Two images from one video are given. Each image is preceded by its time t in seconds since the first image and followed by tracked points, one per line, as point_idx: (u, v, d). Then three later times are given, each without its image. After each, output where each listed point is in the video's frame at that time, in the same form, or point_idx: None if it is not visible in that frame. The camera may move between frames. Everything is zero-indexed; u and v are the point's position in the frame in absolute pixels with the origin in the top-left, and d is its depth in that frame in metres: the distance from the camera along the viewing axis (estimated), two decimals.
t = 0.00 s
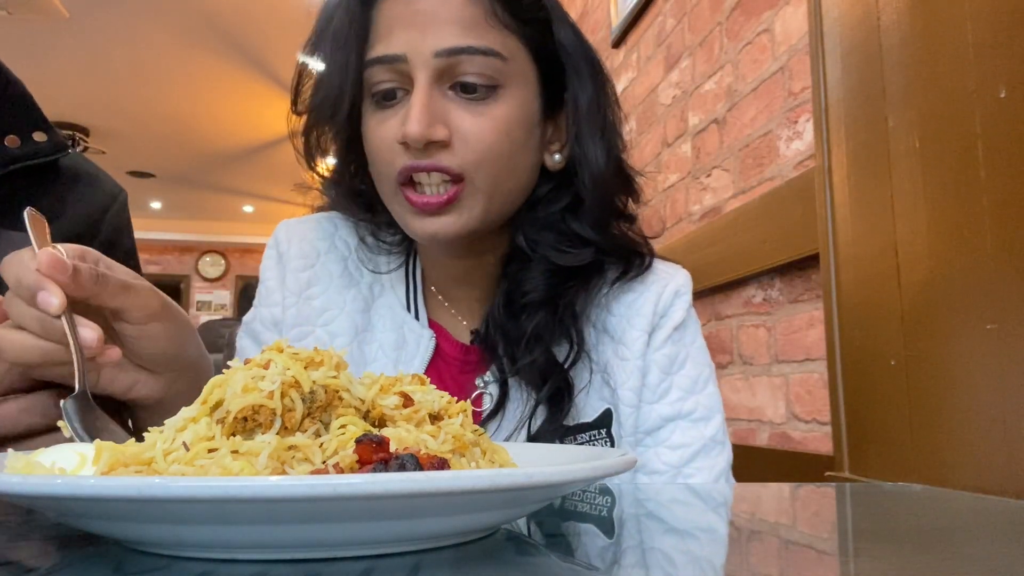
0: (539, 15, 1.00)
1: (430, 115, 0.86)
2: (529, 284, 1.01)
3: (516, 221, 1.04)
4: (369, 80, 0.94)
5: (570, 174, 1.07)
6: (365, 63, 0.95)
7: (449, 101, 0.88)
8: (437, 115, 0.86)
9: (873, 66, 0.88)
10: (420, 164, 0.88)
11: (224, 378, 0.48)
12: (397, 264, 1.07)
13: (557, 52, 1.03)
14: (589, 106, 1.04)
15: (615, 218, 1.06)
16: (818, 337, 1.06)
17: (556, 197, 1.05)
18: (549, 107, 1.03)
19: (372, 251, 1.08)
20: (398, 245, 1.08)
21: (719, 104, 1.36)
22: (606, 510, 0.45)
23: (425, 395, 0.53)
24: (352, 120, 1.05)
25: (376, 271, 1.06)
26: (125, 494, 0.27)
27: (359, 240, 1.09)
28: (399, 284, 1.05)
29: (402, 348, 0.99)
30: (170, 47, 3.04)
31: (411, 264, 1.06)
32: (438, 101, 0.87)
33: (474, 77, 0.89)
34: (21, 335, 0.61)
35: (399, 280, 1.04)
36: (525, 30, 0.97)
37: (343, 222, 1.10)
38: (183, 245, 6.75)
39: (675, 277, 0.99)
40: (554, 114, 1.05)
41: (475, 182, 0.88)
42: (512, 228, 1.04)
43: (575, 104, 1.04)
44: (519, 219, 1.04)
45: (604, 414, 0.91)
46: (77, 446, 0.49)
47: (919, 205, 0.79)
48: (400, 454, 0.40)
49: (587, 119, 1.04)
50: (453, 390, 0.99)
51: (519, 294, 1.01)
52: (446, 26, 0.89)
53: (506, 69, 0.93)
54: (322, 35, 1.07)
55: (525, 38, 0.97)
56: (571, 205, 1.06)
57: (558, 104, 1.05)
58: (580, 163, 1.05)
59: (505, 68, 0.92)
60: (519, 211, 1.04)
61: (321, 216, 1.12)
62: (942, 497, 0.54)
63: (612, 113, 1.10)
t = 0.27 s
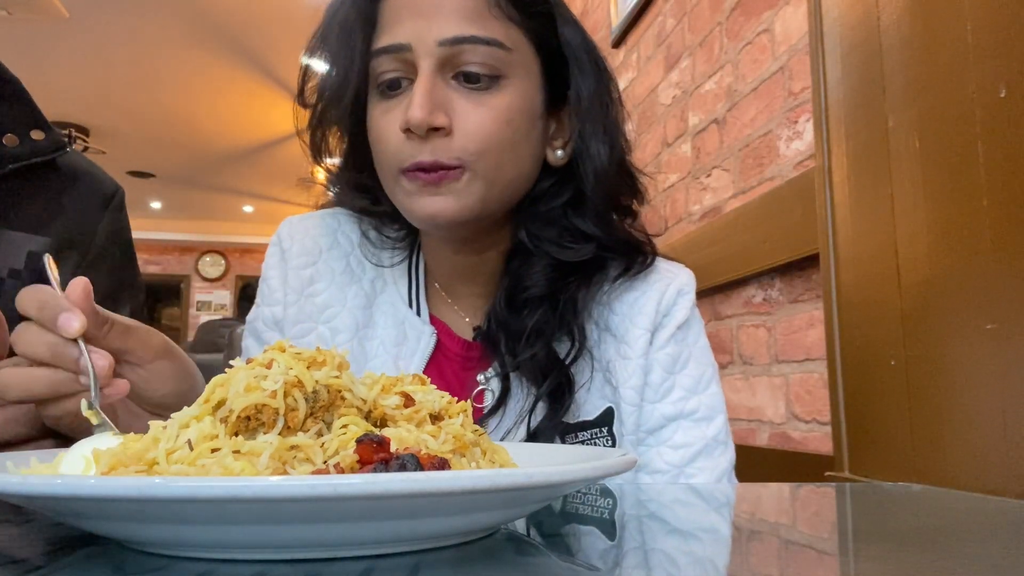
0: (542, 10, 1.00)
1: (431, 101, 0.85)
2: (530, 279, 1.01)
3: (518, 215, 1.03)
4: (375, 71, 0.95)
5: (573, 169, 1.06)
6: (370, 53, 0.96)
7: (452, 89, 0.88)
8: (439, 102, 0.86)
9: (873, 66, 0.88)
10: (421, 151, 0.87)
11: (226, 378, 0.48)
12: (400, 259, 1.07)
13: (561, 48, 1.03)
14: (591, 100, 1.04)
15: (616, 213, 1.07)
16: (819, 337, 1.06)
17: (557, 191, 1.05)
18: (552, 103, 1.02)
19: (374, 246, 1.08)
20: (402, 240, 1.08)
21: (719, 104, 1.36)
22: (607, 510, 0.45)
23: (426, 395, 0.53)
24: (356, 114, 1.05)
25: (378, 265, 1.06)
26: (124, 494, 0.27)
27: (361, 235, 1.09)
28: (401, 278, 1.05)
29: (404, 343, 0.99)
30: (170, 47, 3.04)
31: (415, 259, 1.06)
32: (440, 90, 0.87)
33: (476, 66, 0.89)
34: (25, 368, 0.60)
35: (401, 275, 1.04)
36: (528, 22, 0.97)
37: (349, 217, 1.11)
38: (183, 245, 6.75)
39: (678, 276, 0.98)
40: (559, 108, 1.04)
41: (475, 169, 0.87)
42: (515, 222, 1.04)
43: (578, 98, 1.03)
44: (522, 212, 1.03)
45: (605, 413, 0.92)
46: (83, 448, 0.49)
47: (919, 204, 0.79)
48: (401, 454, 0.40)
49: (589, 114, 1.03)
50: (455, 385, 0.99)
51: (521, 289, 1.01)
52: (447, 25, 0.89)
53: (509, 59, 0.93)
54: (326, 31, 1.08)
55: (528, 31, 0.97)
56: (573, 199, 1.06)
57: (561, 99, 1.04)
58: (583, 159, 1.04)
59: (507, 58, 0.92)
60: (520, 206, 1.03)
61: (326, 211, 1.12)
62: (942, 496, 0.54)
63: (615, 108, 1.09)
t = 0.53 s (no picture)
0: (549, 10, 1.00)
1: (440, 99, 0.85)
2: (536, 280, 1.01)
3: (524, 215, 1.03)
4: (383, 68, 0.94)
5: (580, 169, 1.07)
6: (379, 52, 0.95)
7: (460, 87, 0.88)
8: (447, 97, 0.86)
9: (873, 66, 0.88)
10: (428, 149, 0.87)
11: (230, 375, 0.48)
12: (405, 259, 1.07)
13: (569, 48, 1.03)
14: (599, 102, 1.04)
15: (622, 214, 1.08)
16: (818, 337, 1.06)
17: (564, 192, 1.05)
18: (559, 103, 1.02)
19: (380, 246, 1.08)
20: (406, 240, 1.08)
21: (719, 104, 1.36)
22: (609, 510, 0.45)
23: (428, 395, 0.53)
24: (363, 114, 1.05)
25: (383, 264, 1.06)
26: (127, 495, 0.27)
27: (366, 234, 1.09)
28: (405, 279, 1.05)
29: (407, 345, 0.99)
30: (170, 47, 3.05)
31: (420, 259, 1.06)
32: (449, 88, 0.87)
33: (485, 65, 0.89)
34: (11, 401, 0.59)
35: (405, 276, 1.04)
36: (536, 22, 0.97)
37: (353, 217, 1.11)
38: (183, 246, 6.75)
39: (683, 278, 0.99)
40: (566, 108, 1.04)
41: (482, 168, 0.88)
42: (521, 223, 1.04)
43: (585, 99, 1.04)
44: (528, 213, 1.03)
45: (610, 413, 0.92)
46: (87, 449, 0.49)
47: (919, 204, 0.79)
48: (401, 454, 0.40)
49: (597, 116, 1.04)
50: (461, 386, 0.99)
51: (527, 290, 1.01)
52: (447, 24, 0.89)
53: (517, 58, 0.93)
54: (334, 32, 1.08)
55: (536, 31, 0.97)
56: (579, 200, 1.06)
57: (569, 100, 1.04)
58: (589, 160, 1.05)
59: (515, 57, 0.92)
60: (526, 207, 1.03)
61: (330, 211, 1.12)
62: (942, 496, 0.54)
63: (620, 108, 1.10)
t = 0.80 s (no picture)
0: (552, 9, 1.00)
1: (439, 96, 0.85)
2: (538, 280, 1.01)
3: (525, 215, 1.04)
4: (384, 65, 0.94)
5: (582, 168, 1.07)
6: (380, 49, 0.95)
7: (460, 85, 0.88)
8: (447, 96, 0.86)
9: (873, 65, 0.89)
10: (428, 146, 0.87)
11: (235, 366, 0.48)
12: (405, 259, 1.07)
13: (570, 48, 1.03)
14: (600, 101, 1.04)
15: (624, 214, 1.07)
16: (818, 337, 1.06)
17: (566, 192, 1.06)
18: (559, 103, 1.03)
19: (379, 246, 1.08)
20: (405, 240, 1.09)
21: (719, 104, 1.36)
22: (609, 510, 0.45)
23: (428, 396, 0.53)
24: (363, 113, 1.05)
25: (382, 263, 1.06)
26: (127, 495, 0.27)
27: (366, 235, 1.09)
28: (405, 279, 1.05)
29: (408, 346, 0.99)
30: (171, 47, 3.05)
31: (420, 260, 1.06)
32: (449, 86, 0.87)
33: (486, 64, 0.89)
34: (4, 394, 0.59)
35: (405, 277, 1.04)
36: (538, 21, 0.97)
37: (354, 218, 1.11)
38: (183, 246, 6.75)
39: (685, 278, 0.99)
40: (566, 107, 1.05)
41: (482, 168, 0.88)
42: (523, 222, 1.04)
43: (587, 98, 1.04)
44: (530, 213, 1.04)
45: (611, 414, 0.91)
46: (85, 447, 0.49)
47: (920, 205, 0.79)
48: (401, 454, 0.40)
49: (598, 116, 1.03)
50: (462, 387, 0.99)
51: (528, 290, 1.01)
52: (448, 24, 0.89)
53: (519, 57, 0.93)
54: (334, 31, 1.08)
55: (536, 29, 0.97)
56: (580, 200, 1.06)
57: (570, 99, 1.05)
58: (591, 159, 1.04)
59: (517, 55, 0.92)
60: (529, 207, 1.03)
61: (331, 211, 1.12)
62: (943, 496, 0.54)
63: (622, 107, 1.10)
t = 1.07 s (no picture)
0: (552, 8, 1.00)
1: (438, 94, 0.85)
2: (538, 280, 1.01)
3: (524, 214, 1.04)
4: (382, 64, 0.94)
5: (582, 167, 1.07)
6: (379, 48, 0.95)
7: (459, 83, 0.88)
8: (447, 94, 0.86)
9: (873, 65, 0.88)
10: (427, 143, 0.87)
11: (235, 362, 0.48)
12: (404, 258, 1.07)
13: (571, 46, 1.03)
14: (600, 101, 1.04)
15: (624, 213, 1.07)
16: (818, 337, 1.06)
17: (565, 191, 1.05)
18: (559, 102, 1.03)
19: (380, 245, 1.08)
20: (403, 239, 1.09)
21: (719, 105, 1.36)
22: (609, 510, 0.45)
23: (426, 396, 0.53)
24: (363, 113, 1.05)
25: (382, 263, 1.06)
26: (126, 495, 0.27)
27: (365, 234, 1.09)
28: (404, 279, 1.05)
29: (408, 347, 0.99)
30: (171, 47, 3.05)
31: (419, 260, 1.06)
32: (448, 84, 0.87)
33: (485, 61, 0.89)
34: None
35: (404, 278, 1.04)
36: (538, 20, 0.97)
37: (353, 217, 1.11)
38: (183, 246, 6.76)
39: (686, 278, 0.99)
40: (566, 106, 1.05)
41: (481, 165, 0.88)
42: (523, 220, 1.04)
43: (587, 97, 1.04)
44: (529, 211, 1.04)
45: (611, 415, 0.91)
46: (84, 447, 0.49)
47: (920, 204, 0.79)
48: (401, 454, 0.40)
49: (598, 114, 1.04)
50: (461, 389, 0.99)
51: (528, 291, 1.01)
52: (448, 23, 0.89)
53: (518, 56, 0.93)
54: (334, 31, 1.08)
55: (538, 29, 0.97)
56: (580, 199, 1.06)
57: (569, 97, 1.05)
58: (591, 158, 1.04)
59: (516, 53, 0.92)
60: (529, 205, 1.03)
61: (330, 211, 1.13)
62: (943, 496, 0.54)
63: (622, 106, 1.10)
